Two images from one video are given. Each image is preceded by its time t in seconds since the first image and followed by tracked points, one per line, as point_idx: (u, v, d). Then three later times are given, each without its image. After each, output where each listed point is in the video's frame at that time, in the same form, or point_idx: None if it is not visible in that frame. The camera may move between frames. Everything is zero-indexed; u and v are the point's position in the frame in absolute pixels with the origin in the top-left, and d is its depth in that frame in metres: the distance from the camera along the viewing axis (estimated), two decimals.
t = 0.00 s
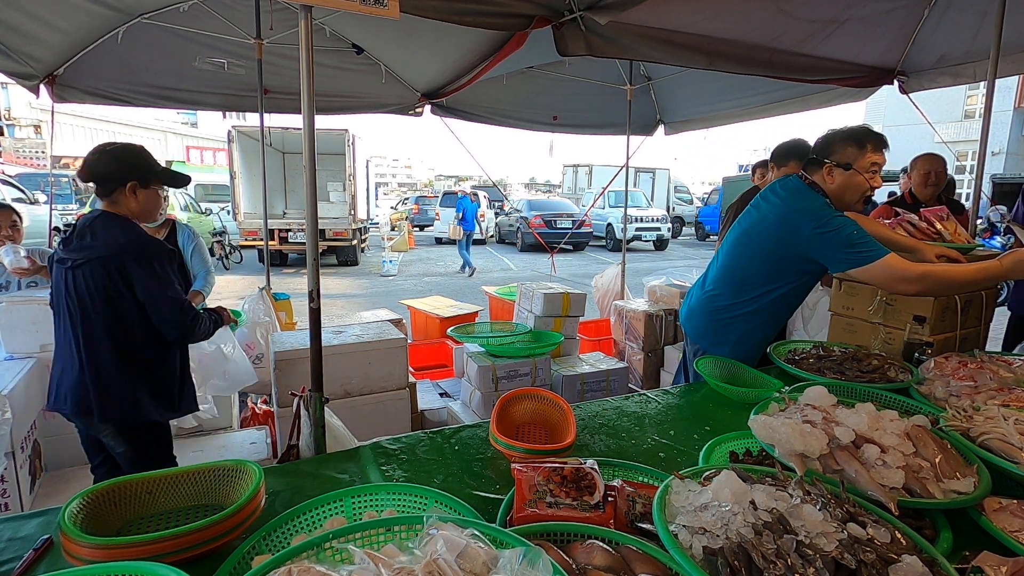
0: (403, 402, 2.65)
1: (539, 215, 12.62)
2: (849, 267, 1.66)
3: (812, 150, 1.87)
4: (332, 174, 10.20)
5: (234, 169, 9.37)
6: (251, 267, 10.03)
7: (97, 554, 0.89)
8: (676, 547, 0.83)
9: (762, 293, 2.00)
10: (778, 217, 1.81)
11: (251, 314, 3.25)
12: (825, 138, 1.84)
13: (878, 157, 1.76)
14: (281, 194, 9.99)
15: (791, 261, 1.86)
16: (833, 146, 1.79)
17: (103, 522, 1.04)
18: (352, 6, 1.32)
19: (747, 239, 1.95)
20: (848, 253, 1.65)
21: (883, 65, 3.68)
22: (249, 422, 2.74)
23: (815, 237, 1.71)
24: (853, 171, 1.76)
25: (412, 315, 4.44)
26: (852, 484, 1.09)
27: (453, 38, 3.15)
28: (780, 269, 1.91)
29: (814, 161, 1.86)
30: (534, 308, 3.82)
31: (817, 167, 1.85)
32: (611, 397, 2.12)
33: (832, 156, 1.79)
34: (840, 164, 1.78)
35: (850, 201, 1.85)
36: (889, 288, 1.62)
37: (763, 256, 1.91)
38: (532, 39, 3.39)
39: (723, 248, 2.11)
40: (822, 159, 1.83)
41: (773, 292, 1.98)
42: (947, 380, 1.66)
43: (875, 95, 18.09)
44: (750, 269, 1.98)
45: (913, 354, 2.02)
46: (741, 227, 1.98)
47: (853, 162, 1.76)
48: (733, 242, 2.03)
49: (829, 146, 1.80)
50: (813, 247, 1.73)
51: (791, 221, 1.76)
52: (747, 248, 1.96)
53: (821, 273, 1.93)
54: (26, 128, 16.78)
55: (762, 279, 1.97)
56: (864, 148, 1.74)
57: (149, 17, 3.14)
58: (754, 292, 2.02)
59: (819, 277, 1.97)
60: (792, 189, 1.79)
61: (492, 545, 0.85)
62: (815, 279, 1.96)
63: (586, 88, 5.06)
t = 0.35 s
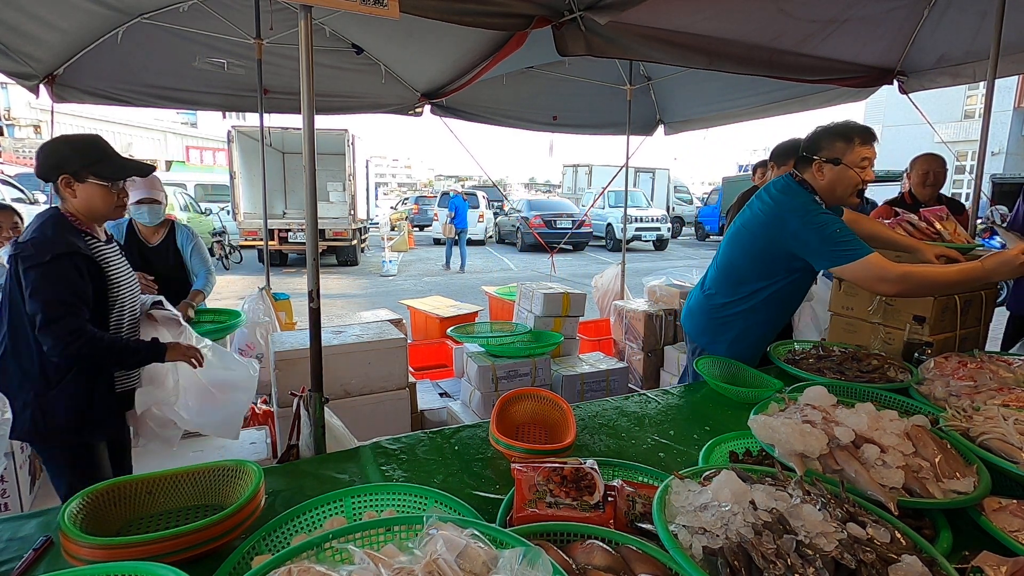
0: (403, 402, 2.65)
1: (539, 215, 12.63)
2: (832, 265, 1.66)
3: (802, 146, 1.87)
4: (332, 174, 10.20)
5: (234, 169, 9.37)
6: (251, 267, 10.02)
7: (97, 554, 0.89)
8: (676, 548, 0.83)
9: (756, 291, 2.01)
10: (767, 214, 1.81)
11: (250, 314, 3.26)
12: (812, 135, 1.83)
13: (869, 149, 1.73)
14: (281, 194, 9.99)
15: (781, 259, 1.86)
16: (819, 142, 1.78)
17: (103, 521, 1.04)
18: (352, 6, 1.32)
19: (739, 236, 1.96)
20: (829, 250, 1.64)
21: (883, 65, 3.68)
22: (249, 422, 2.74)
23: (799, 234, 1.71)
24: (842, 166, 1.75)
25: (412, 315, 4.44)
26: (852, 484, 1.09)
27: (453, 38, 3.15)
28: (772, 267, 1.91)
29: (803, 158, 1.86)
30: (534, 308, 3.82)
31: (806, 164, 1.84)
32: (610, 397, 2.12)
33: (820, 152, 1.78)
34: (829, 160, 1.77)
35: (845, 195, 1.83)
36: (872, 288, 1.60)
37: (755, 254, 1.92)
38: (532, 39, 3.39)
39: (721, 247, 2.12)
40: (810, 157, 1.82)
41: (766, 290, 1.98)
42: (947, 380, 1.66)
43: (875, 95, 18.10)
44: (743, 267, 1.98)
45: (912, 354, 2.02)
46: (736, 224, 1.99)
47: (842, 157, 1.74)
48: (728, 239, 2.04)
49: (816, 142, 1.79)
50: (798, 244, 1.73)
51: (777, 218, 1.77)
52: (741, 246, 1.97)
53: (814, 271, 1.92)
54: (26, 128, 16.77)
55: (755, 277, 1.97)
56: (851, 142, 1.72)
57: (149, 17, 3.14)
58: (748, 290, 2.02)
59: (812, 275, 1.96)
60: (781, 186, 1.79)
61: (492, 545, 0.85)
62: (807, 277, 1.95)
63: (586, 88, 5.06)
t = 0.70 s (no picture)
0: (403, 402, 2.65)
1: (539, 215, 12.63)
2: (840, 268, 1.66)
3: (809, 151, 1.86)
4: (332, 174, 10.20)
5: (234, 169, 9.36)
6: (251, 267, 10.03)
7: (97, 554, 0.89)
8: (675, 548, 0.83)
9: (760, 292, 2.01)
10: (773, 218, 1.81)
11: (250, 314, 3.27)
12: (819, 137, 1.84)
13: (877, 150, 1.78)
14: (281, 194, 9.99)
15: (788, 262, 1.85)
16: (834, 144, 1.78)
17: (103, 521, 1.04)
18: (351, 6, 1.32)
19: (743, 239, 1.95)
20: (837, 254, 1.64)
21: (883, 65, 3.68)
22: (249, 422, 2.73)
23: (809, 237, 1.71)
24: (859, 167, 1.76)
25: (412, 315, 4.44)
26: (852, 484, 1.09)
27: (453, 38, 3.15)
28: (776, 269, 1.91)
29: (812, 162, 1.84)
30: (534, 308, 3.81)
31: (819, 168, 1.82)
32: (610, 397, 2.12)
33: (835, 156, 1.78)
34: (846, 163, 1.77)
35: (854, 196, 1.85)
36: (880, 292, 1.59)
37: (760, 256, 1.91)
38: (532, 39, 3.39)
39: (723, 249, 2.11)
40: (824, 160, 1.81)
41: (770, 292, 1.99)
42: (947, 380, 1.66)
43: (875, 95, 18.11)
44: (747, 269, 1.98)
45: (912, 354, 2.02)
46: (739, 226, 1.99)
47: (858, 159, 1.76)
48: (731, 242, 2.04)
49: (830, 145, 1.79)
50: (807, 247, 1.73)
51: (785, 222, 1.77)
52: (744, 249, 1.96)
53: (818, 274, 1.93)
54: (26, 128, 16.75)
55: (759, 279, 1.97)
56: (866, 143, 1.74)
57: (149, 17, 3.14)
58: (753, 292, 2.02)
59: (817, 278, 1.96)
60: (786, 189, 1.79)
61: (492, 545, 0.85)
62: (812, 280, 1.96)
63: (586, 88, 5.05)
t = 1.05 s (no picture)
0: (403, 402, 2.65)
1: (539, 215, 12.64)
2: (857, 265, 1.66)
3: (818, 152, 1.87)
4: (332, 174, 10.20)
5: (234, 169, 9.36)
6: (251, 267, 10.03)
7: (97, 554, 0.89)
8: (675, 547, 0.83)
9: (767, 292, 2.01)
10: (784, 217, 1.80)
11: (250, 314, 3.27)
12: (829, 139, 1.85)
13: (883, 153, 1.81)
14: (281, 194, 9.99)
15: (798, 261, 1.85)
16: (849, 145, 1.78)
17: (103, 521, 1.04)
18: (352, 6, 1.32)
19: (751, 239, 1.95)
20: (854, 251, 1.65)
21: (883, 65, 3.68)
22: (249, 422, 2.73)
23: (826, 235, 1.71)
24: (871, 168, 1.78)
25: (412, 315, 4.44)
26: (852, 484, 1.09)
27: (453, 38, 3.15)
28: (785, 270, 1.91)
29: (824, 163, 1.84)
30: (534, 308, 3.82)
31: (832, 168, 1.82)
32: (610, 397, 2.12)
33: (849, 156, 1.79)
34: (858, 163, 1.78)
35: (860, 198, 1.87)
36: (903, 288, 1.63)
37: (769, 257, 1.91)
38: (532, 39, 3.39)
39: (727, 249, 2.11)
40: (837, 160, 1.81)
41: (777, 292, 1.98)
42: (947, 380, 1.66)
43: (875, 95, 18.12)
44: (754, 269, 1.98)
45: (912, 354, 2.02)
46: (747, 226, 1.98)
47: (871, 160, 1.78)
48: (737, 243, 2.03)
49: (842, 145, 1.80)
50: (822, 246, 1.73)
51: (799, 221, 1.76)
52: (752, 249, 1.96)
53: (825, 275, 1.93)
54: (26, 128, 16.75)
55: (765, 279, 1.97)
56: (878, 145, 1.77)
57: (149, 17, 3.14)
58: (759, 292, 2.02)
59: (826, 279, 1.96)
60: (797, 190, 1.79)
61: (492, 545, 0.85)
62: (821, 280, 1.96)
63: (586, 88, 5.05)
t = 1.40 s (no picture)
0: (403, 402, 2.65)
1: (539, 215, 12.64)
2: (868, 263, 1.67)
3: (820, 153, 1.86)
4: (332, 174, 10.20)
5: (234, 169, 9.37)
6: (251, 267, 10.03)
7: (97, 554, 0.89)
8: (675, 547, 0.83)
9: (771, 293, 2.00)
10: (790, 218, 1.80)
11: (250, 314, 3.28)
12: (831, 139, 1.85)
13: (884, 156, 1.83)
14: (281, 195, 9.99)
15: (803, 261, 1.85)
16: (852, 146, 1.79)
17: (104, 521, 1.04)
18: (352, 6, 1.32)
19: (755, 240, 1.94)
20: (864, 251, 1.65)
21: (883, 66, 3.68)
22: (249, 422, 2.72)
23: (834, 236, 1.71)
24: (873, 170, 1.79)
25: (412, 315, 4.44)
26: (852, 484, 1.09)
27: (453, 38, 3.15)
28: (789, 270, 1.90)
29: (828, 163, 1.84)
30: (534, 308, 3.82)
31: (835, 168, 1.82)
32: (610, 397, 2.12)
33: (853, 157, 1.79)
34: (861, 164, 1.78)
35: (861, 199, 1.88)
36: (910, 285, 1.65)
37: (773, 258, 1.90)
38: (532, 39, 3.39)
39: (729, 249, 2.10)
40: (840, 160, 1.81)
41: (781, 292, 1.98)
42: (947, 380, 1.66)
43: (874, 95, 18.12)
44: (757, 270, 1.97)
45: (912, 354, 2.02)
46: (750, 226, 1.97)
47: (874, 161, 1.78)
48: (738, 244, 2.02)
49: (845, 146, 1.80)
50: (830, 246, 1.73)
51: (805, 222, 1.76)
52: (755, 249, 1.95)
53: (828, 274, 1.94)
54: (26, 128, 16.74)
55: (769, 280, 1.97)
56: (880, 147, 1.77)
57: (149, 17, 3.14)
58: (763, 292, 2.01)
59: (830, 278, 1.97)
60: (801, 190, 1.78)
61: (492, 545, 0.85)
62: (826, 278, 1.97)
63: (586, 88, 5.05)
